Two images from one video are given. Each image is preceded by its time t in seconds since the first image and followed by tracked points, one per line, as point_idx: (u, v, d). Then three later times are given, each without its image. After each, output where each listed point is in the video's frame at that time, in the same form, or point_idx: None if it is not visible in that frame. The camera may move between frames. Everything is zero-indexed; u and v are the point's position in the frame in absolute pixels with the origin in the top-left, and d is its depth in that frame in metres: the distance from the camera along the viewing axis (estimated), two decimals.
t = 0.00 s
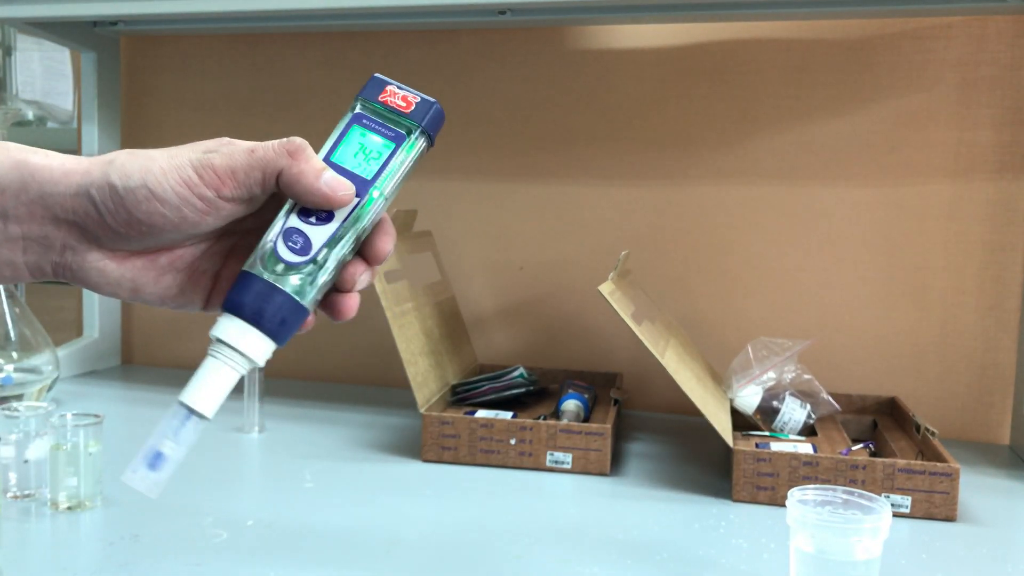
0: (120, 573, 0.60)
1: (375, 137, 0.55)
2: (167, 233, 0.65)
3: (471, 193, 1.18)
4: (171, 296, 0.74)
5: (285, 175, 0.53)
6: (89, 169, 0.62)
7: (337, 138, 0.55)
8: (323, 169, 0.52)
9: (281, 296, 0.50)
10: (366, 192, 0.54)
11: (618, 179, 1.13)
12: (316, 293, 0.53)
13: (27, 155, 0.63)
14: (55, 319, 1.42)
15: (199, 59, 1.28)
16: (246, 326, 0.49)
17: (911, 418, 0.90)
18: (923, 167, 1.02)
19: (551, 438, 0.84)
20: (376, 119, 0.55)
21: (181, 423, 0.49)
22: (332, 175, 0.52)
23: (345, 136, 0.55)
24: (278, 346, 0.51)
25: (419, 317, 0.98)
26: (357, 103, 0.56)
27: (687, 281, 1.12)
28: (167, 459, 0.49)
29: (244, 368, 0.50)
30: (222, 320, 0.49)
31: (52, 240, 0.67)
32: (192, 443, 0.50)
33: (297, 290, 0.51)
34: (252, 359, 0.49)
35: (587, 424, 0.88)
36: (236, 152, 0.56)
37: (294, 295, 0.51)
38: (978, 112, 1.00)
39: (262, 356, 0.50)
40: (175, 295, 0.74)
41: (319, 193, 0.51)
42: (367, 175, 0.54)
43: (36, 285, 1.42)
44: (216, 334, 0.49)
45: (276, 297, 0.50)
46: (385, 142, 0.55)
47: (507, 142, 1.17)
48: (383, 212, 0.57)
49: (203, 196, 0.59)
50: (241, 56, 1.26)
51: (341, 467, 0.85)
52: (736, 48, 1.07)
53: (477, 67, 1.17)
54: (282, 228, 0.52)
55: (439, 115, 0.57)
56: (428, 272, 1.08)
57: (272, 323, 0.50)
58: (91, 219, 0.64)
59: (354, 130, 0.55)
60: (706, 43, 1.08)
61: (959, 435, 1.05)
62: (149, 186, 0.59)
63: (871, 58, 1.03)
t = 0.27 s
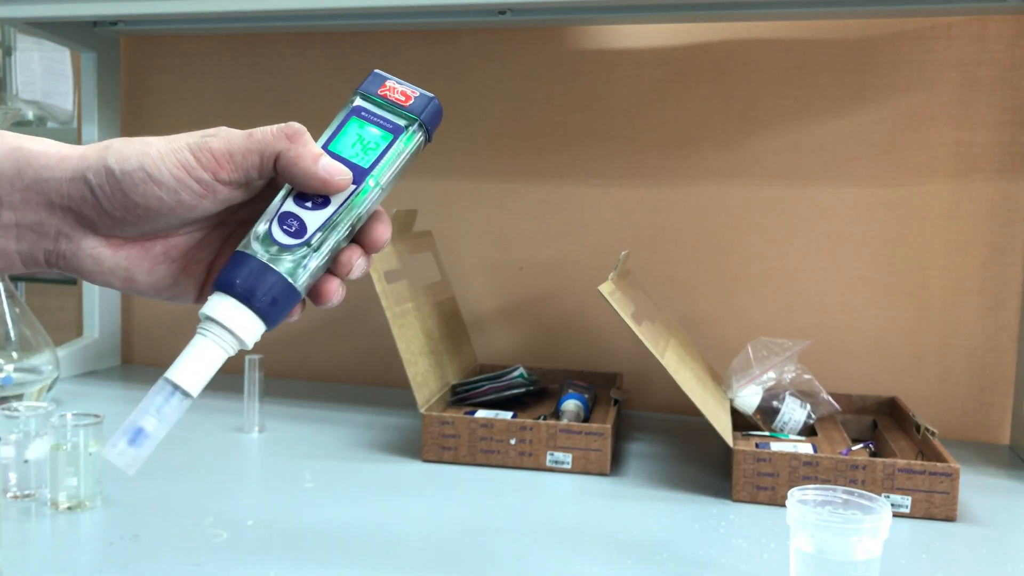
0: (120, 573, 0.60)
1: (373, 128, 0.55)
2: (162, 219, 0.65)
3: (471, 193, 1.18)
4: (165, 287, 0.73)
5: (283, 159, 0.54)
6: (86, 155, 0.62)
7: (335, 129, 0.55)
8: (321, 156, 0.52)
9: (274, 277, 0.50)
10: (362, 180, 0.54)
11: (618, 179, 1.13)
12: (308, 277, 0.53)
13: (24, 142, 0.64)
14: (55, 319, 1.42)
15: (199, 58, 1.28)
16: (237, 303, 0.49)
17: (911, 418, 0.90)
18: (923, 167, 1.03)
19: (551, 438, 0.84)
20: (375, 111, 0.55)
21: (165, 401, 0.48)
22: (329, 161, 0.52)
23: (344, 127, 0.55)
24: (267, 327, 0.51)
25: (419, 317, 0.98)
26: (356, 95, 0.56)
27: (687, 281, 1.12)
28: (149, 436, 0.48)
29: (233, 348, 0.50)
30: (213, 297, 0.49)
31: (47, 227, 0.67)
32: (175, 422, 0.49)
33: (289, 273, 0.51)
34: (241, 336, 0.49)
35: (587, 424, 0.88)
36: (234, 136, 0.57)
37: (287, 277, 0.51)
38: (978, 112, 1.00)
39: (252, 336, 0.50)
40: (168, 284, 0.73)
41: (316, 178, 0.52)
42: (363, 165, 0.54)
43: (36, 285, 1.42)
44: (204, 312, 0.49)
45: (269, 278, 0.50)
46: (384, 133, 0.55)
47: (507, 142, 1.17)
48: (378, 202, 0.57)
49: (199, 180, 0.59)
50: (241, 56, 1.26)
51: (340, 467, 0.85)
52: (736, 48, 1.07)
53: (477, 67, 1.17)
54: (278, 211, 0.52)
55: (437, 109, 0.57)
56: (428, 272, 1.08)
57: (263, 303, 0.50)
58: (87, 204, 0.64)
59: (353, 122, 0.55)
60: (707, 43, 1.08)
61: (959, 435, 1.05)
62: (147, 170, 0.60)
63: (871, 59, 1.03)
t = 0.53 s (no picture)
0: (120, 572, 0.60)
1: (382, 129, 0.55)
2: (172, 219, 0.65)
3: (470, 193, 1.18)
4: (173, 289, 0.73)
5: (295, 162, 0.54)
6: (96, 154, 0.62)
7: (344, 131, 0.55)
8: (333, 158, 0.52)
9: (293, 284, 0.50)
10: (374, 182, 0.54)
11: (617, 179, 1.13)
12: (326, 281, 0.53)
13: (35, 142, 0.64)
14: (55, 319, 1.42)
15: (199, 58, 1.28)
16: (258, 311, 0.49)
17: (911, 418, 0.90)
18: (923, 167, 1.03)
19: (551, 438, 0.84)
20: (382, 111, 0.55)
21: (191, 413, 0.48)
22: (341, 164, 0.52)
23: (352, 129, 0.55)
24: (288, 333, 0.51)
25: (419, 317, 0.98)
26: (362, 95, 0.56)
27: (687, 281, 1.12)
28: (178, 448, 0.47)
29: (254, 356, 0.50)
30: (233, 306, 0.49)
31: (57, 226, 0.67)
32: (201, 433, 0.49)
33: (309, 278, 0.51)
34: (264, 343, 0.49)
35: (587, 424, 0.88)
36: (246, 137, 0.57)
37: (306, 283, 0.51)
38: (977, 112, 1.00)
39: (274, 343, 0.50)
40: (176, 286, 0.73)
41: (330, 182, 0.52)
42: (374, 166, 0.54)
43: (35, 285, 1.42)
44: (224, 321, 0.49)
45: (287, 284, 0.50)
46: (393, 133, 0.55)
47: (507, 142, 1.17)
48: (390, 202, 0.57)
49: (211, 180, 0.59)
50: (241, 56, 1.26)
51: (341, 467, 0.85)
52: (736, 48, 1.07)
53: (477, 67, 1.17)
54: (292, 217, 0.52)
55: (444, 107, 0.57)
56: (428, 272, 1.08)
57: (284, 310, 0.50)
58: (98, 204, 0.64)
59: (361, 123, 0.55)
60: (706, 43, 1.08)
61: (959, 435, 1.05)
62: (158, 170, 0.60)
63: (870, 58, 1.03)
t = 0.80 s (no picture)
0: (120, 572, 0.60)
1: (385, 122, 0.55)
2: (180, 211, 0.65)
3: (470, 193, 1.18)
4: (181, 283, 0.73)
5: (302, 155, 0.54)
6: (105, 148, 0.63)
7: (348, 125, 0.55)
8: (339, 152, 0.52)
9: (303, 279, 0.50)
10: (379, 175, 0.54)
11: (617, 179, 1.13)
12: (335, 275, 0.53)
13: (45, 136, 0.64)
14: (55, 319, 1.42)
15: (199, 58, 1.28)
16: (270, 307, 0.49)
17: (911, 418, 0.90)
18: (923, 167, 1.03)
19: (551, 438, 0.84)
20: (385, 104, 0.55)
21: (208, 408, 0.48)
22: (347, 157, 0.52)
23: (356, 123, 0.55)
24: (300, 328, 0.51)
25: (419, 317, 0.98)
26: (366, 89, 0.56)
27: (687, 281, 1.12)
28: (195, 443, 0.48)
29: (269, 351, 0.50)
30: (246, 303, 0.50)
31: (66, 220, 0.67)
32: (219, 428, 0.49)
33: (318, 273, 0.51)
34: (276, 339, 0.49)
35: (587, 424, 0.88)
36: (253, 129, 0.57)
37: (315, 277, 0.51)
38: (977, 112, 1.00)
39: (287, 338, 0.50)
40: (184, 280, 0.73)
41: (337, 176, 0.52)
42: (379, 160, 0.54)
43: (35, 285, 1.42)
44: (238, 317, 0.50)
45: (297, 280, 0.50)
46: (397, 126, 0.54)
47: (507, 142, 1.17)
48: (396, 194, 0.57)
49: (218, 172, 0.59)
50: (241, 56, 1.26)
51: (341, 467, 0.85)
52: (736, 49, 1.07)
53: (478, 68, 1.17)
54: (299, 213, 0.52)
55: (447, 97, 0.57)
56: (428, 272, 1.08)
57: (294, 305, 0.50)
58: (106, 197, 0.64)
59: (365, 117, 0.55)
60: (706, 43, 1.08)
61: (959, 436, 1.05)
62: (165, 162, 0.60)
63: (870, 59, 1.03)
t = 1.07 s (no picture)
0: (120, 572, 0.60)
1: (383, 141, 0.55)
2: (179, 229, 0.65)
3: (470, 193, 1.18)
4: (180, 302, 0.72)
5: (301, 169, 0.54)
6: (106, 167, 0.63)
7: (346, 144, 0.55)
8: (338, 167, 0.53)
9: (297, 287, 0.50)
10: (376, 191, 0.54)
11: (618, 179, 1.13)
12: (329, 287, 0.53)
13: (47, 157, 0.65)
14: (55, 319, 1.42)
15: (199, 59, 1.28)
16: (262, 314, 0.49)
17: (911, 418, 0.90)
18: (923, 167, 1.03)
19: (551, 438, 0.84)
20: (384, 124, 0.55)
21: (196, 411, 0.49)
22: (346, 172, 0.52)
23: (355, 141, 0.55)
24: (293, 336, 0.51)
25: (419, 317, 0.98)
26: (365, 110, 0.56)
27: (687, 281, 1.11)
28: (182, 446, 0.48)
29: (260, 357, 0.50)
30: (239, 309, 0.50)
31: (67, 238, 0.67)
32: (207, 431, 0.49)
33: (311, 283, 0.51)
34: (268, 346, 0.50)
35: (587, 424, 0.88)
36: (253, 146, 0.58)
37: (309, 287, 0.51)
38: (978, 112, 1.00)
39: (279, 345, 0.50)
40: (182, 300, 0.72)
41: (334, 189, 0.52)
42: (376, 176, 0.54)
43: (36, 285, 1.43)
44: (231, 322, 0.50)
45: (292, 287, 0.50)
46: (394, 145, 0.55)
47: (507, 142, 1.17)
48: (392, 212, 0.57)
49: (218, 188, 0.60)
50: (241, 56, 1.26)
51: (341, 467, 0.85)
52: (736, 49, 1.07)
53: (477, 68, 1.17)
54: (296, 225, 0.53)
55: (444, 120, 0.57)
56: (428, 272, 1.08)
57: (288, 313, 0.50)
58: (106, 216, 0.64)
59: (363, 136, 0.55)
60: (706, 42, 1.08)
61: (959, 435, 1.05)
62: (166, 179, 0.60)
63: (870, 58, 1.03)
